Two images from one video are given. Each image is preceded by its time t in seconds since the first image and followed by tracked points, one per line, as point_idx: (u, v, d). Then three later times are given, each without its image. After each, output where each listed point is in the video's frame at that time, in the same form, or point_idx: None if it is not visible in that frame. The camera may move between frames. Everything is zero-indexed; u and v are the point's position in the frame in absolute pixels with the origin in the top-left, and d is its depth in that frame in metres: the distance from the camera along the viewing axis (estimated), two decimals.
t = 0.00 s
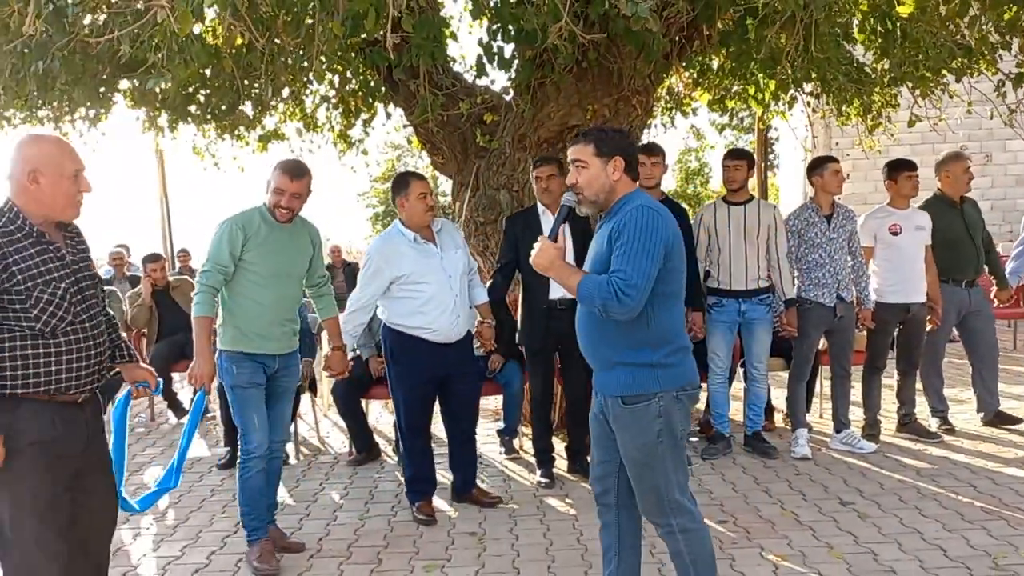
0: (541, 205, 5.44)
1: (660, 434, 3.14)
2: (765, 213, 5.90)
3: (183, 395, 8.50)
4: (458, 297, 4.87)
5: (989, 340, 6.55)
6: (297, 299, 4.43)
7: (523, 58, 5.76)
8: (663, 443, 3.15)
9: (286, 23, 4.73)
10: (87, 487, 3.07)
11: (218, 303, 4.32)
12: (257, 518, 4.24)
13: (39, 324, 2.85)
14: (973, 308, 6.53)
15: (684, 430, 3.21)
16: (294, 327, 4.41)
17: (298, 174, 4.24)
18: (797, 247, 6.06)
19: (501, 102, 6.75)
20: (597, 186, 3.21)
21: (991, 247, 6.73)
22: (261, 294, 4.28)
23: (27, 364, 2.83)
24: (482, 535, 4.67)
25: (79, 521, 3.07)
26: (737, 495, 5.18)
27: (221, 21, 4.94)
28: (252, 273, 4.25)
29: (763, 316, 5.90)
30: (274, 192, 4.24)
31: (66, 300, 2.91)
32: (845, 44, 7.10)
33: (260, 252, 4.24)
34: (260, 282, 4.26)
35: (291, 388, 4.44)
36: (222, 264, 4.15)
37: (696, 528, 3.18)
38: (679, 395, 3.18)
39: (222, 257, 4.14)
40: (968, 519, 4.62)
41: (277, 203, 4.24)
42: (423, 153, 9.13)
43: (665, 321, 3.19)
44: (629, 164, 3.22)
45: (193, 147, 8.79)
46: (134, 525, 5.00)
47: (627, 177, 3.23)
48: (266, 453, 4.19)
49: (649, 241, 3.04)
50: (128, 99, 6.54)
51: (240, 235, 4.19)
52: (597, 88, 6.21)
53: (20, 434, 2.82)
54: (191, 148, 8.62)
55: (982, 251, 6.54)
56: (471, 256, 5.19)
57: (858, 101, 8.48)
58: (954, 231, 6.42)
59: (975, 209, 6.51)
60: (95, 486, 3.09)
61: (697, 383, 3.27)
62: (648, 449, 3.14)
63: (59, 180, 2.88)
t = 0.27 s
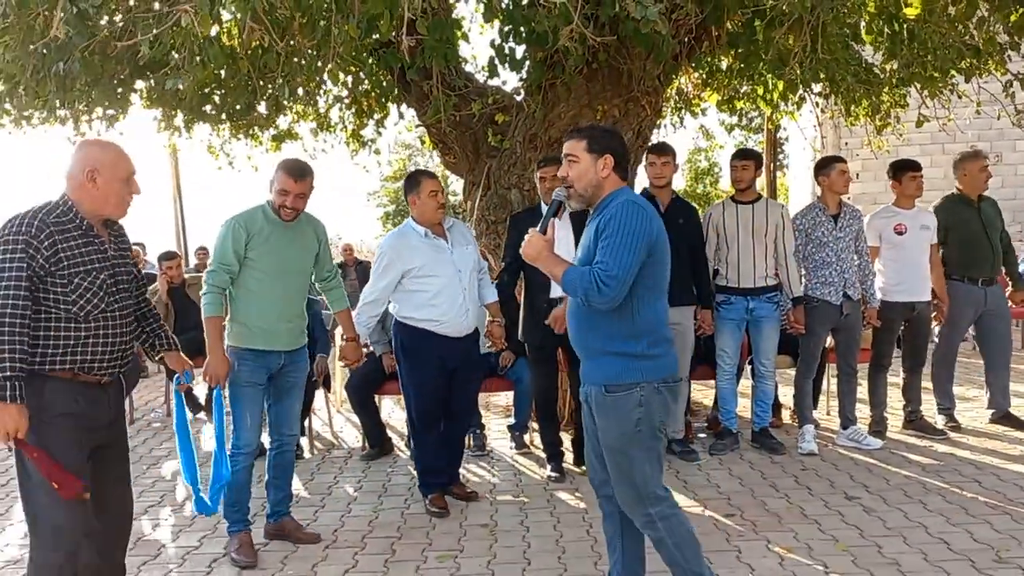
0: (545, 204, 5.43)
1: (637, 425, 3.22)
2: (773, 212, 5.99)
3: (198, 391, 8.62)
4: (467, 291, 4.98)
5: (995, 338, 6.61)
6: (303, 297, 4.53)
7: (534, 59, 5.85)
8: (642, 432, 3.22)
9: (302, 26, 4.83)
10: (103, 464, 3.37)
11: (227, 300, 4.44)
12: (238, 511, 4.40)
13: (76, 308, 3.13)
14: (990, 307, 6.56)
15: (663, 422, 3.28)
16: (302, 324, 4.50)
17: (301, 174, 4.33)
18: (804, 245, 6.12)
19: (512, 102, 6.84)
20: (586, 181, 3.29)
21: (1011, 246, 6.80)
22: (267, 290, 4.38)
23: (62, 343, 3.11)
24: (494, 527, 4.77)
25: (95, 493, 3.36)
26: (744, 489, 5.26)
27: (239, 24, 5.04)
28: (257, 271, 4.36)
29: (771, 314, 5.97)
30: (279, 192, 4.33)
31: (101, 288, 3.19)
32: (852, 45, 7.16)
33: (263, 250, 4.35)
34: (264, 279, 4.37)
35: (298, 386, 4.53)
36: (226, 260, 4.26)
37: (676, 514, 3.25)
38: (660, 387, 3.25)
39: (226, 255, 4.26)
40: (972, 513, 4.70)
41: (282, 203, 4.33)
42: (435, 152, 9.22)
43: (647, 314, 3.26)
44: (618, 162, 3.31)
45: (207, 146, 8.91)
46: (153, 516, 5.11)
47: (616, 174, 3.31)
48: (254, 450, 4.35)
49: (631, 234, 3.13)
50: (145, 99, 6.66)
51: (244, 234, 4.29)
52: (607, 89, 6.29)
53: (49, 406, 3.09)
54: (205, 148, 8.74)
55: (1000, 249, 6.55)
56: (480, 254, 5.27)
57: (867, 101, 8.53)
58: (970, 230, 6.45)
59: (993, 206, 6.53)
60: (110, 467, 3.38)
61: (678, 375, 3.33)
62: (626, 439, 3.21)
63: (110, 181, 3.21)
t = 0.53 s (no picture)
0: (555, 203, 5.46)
1: (637, 412, 3.30)
2: (782, 210, 6.08)
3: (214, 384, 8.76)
4: (477, 288, 5.08)
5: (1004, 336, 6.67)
6: (308, 290, 4.62)
7: (547, 58, 5.94)
8: (640, 421, 3.31)
9: (320, 25, 4.93)
10: (127, 443, 3.71)
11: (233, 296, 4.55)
12: (255, 499, 4.49)
13: (101, 292, 3.51)
14: (1011, 304, 6.60)
15: (657, 411, 3.37)
16: (308, 317, 4.60)
17: (294, 166, 4.40)
18: (813, 243, 6.19)
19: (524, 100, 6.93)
20: (589, 177, 3.38)
21: None
22: (273, 285, 4.48)
23: (88, 325, 3.48)
24: (505, 516, 4.87)
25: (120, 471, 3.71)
26: (751, 482, 5.34)
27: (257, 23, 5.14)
28: (261, 266, 4.46)
29: (779, 310, 6.03)
30: (275, 189, 4.39)
31: (123, 275, 3.56)
32: (863, 44, 7.22)
33: (264, 246, 4.44)
34: (267, 275, 4.47)
35: (307, 379, 4.64)
36: (229, 259, 4.36)
37: (665, 501, 3.35)
38: (659, 377, 3.34)
39: (227, 253, 4.36)
40: (976, 506, 4.77)
41: (281, 199, 4.39)
42: (448, 150, 9.32)
43: (650, 306, 3.35)
44: (620, 161, 3.41)
45: (223, 143, 9.03)
46: (173, 504, 5.24)
47: (617, 172, 3.41)
48: (266, 441, 4.45)
49: (641, 229, 3.22)
50: (164, 96, 6.78)
51: (244, 231, 4.39)
52: (619, 87, 6.38)
53: (75, 393, 3.43)
54: (221, 144, 8.86)
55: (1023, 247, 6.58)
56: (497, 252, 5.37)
57: (877, 99, 8.58)
58: (994, 227, 6.48)
59: (1015, 204, 6.57)
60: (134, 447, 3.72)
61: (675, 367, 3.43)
62: (623, 426, 3.29)
63: (133, 173, 3.60)
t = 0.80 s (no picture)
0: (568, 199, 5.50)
1: (648, 403, 3.35)
2: (791, 206, 6.14)
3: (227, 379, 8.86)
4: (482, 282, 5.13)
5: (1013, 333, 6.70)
6: (313, 284, 4.70)
7: (557, 56, 6.00)
8: (649, 411, 3.36)
9: (334, 24, 5.01)
10: (151, 432, 3.88)
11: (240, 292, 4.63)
12: (268, 491, 4.59)
13: (118, 288, 3.67)
14: None
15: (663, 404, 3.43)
16: (315, 311, 4.68)
17: (290, 153, 4.51)
18: (822, 239, 6.25)
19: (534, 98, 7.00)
20: (600, 173, 3.45)
21: None
22: (279, 280, 4.56)
23: (109, 321, 3.64)
24: (515, 508, 4.95)
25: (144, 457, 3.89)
26: (758, 475, 5.41)
27: (272, 22, 5.22)
28: (267, 262, 4.54)
29: (787, 306, 6.09)
30: (277, 177, 4.50)
31: (137, 271, 3.73)
32: (872, 42, 7.25)
33: (268, 242, 4.53)
34: (272, 270, 4.55)
35: (316, 372, 4.72)
36: (234, 256, 4.44)
37: (664, 497, 3.42)
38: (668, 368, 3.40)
39: (232, 251, 4.43)
40: (982, 500, 4.83)
41: (284, 186, 4.49)
42: (458, 147, 9.39)
43: (661, 300, 3.42)
44: (629, 159, 3.50)
45: (236, 140, 9.12)
46: (188, 495, 5.33)
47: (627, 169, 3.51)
48: (277, 433, 4.54)
49: (658, 222, 3.30)
50: (178, 95, 6.87)
51: (247, 228, 4.47)
52: (628, 85, 6.44)
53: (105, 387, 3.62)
54: (234, 141, 8.95)
55: None
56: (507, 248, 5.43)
57: (886, 97, 8.61)
58: (1016, 224, 6.45)
59: None
60: (159, 436, 3.89)
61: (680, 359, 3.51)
62: (633, 417, 3.34)
63: (134, 167, 3.73)
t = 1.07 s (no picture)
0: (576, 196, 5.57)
1: (654, 397, 3.39)
2: (795, 204, 6.17)
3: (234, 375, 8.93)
4: (478, 277, 5.18)
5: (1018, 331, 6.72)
6: (316, 281, 4.75)
7: (563, 55, 6.04)
8: (655, 405, 3.39)
9: (342, 23, 5.05)
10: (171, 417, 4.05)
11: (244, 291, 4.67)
12: (275, 484, 4.63)
13: (131, 279, 3.78)
14: None
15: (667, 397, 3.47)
16: (317, 306, 4.73)
17: (291, 146, 4.62)
18: (827, 236, 6.25)
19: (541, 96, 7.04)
20: (614, 170, 3.46)
21: None
22: (282, 276, 4.61)
23: (122, 312, 3.76)
24: (520, 503, 5.00)
25: (163, 442, 4.07)
26: (762, 472, 5.44)
27: (281, 20, 5.27)
28: (271, 257, 4.59)
29: (791, 304, 6.12)
30: (279, 169, 4.58)
31: (150, 263, 3.83)
32: (878, 41, 7.26)
33: (271, 238, 4.58)
34: (277, 266, 4.60)
35: (321, 368, 4.77)
36: (238, 253, 4.48)
37: (664, 491, 3.46)
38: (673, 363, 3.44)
39: (237, 247, 4.48)
40: (984, 496, 4.85)
41: (287, 177, 4.58)
42: (465, 145, 9.44)
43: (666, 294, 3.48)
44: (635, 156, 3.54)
45: (244, 137, 9.18)
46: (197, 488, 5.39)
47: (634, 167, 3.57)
48: (282, 427, 4.60)
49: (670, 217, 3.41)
50: (187, 93, 6.93)
51: (251, 225, 4.52)
52: (633, 83, 6.48)
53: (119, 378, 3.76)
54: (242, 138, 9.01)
55: None
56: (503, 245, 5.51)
57: (892, 95, 8.62)
58: None
59: None
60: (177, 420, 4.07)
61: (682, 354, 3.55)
62: (640, 410, 3.37)
63: (141, 163, 3.83)
